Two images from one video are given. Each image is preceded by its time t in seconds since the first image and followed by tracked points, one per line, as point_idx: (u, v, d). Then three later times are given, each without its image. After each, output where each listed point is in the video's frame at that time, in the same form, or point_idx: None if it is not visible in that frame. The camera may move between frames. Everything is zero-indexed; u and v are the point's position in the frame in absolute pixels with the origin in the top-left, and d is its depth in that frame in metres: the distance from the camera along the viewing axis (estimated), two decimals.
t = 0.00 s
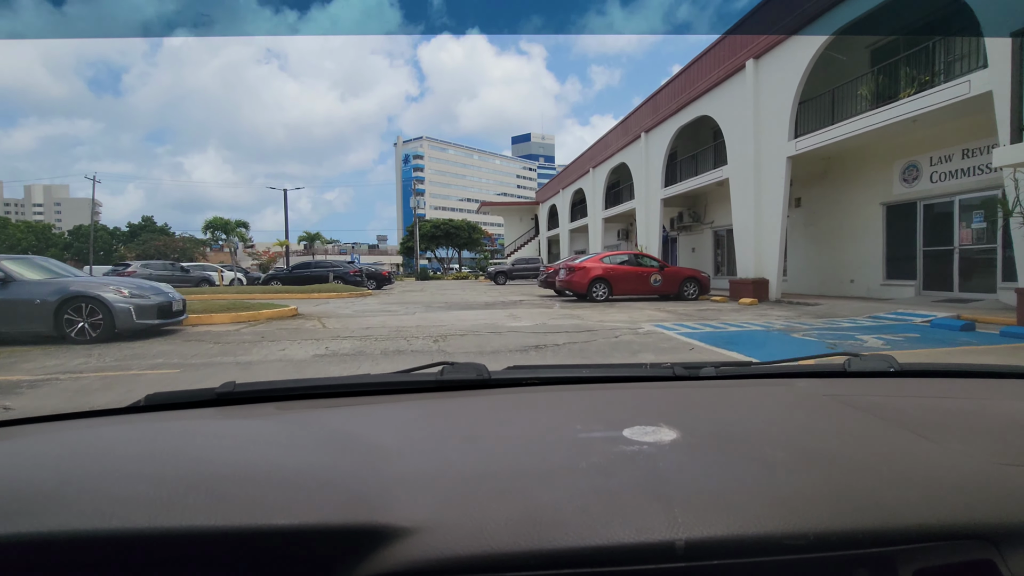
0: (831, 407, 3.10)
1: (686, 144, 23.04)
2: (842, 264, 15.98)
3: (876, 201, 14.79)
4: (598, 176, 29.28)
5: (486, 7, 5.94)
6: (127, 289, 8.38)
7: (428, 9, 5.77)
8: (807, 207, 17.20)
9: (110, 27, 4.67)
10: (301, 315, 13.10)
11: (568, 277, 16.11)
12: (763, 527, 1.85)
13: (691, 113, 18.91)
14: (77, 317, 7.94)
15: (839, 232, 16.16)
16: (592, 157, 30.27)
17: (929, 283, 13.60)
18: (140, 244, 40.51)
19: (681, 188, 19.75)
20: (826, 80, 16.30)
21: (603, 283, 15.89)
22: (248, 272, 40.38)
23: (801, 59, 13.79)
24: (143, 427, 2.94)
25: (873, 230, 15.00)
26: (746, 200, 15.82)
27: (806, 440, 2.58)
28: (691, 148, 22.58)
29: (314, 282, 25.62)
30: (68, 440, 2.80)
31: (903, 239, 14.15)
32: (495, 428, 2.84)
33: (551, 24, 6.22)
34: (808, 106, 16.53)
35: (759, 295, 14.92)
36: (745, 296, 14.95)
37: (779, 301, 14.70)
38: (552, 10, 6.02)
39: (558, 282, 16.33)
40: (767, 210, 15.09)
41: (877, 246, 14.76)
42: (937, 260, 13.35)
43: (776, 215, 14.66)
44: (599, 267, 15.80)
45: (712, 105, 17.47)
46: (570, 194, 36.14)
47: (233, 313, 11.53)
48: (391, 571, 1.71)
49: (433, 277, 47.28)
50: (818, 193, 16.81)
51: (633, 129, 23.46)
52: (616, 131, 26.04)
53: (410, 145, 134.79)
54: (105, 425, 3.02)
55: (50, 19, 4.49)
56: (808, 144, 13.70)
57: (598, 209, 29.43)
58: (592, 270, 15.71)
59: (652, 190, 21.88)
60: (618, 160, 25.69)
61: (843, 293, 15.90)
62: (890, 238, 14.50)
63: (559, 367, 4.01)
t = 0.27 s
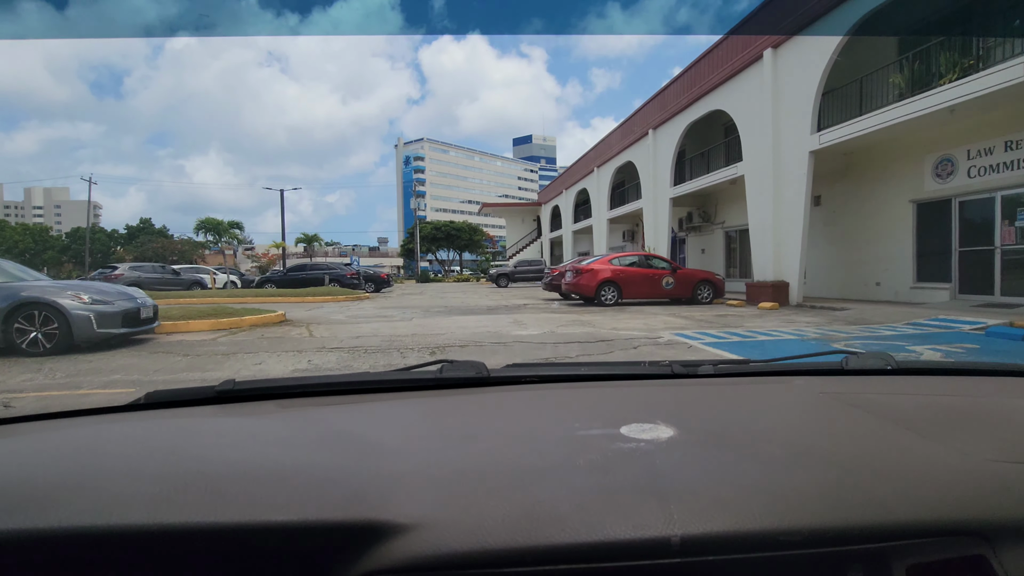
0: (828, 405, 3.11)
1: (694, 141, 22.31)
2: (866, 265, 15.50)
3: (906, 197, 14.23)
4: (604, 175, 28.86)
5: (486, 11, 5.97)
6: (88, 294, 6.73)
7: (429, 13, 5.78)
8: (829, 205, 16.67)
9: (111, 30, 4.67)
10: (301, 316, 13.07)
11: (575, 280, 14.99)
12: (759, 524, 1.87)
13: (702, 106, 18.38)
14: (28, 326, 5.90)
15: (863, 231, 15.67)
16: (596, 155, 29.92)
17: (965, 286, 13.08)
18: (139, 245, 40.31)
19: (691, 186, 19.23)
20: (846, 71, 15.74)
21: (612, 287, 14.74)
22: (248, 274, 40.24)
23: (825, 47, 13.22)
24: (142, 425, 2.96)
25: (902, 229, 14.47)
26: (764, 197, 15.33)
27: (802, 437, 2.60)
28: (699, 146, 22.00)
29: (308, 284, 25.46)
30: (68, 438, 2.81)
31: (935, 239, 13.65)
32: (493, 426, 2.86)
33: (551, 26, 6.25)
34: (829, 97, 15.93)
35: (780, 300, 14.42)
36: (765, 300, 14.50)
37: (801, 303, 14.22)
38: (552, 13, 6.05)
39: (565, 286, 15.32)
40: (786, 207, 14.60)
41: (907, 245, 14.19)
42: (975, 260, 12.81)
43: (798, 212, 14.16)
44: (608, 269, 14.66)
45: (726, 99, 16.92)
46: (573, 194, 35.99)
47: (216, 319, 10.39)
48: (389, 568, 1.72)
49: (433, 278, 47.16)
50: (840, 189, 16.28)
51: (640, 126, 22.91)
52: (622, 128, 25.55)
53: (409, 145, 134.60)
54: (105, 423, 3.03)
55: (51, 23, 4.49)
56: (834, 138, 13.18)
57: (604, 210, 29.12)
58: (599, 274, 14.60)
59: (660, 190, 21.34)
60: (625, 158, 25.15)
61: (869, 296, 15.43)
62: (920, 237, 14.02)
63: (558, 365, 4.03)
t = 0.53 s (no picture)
0: (829, 404, 3.10)
1: (705, 137, 21.91)
2: (896, 268, 14.81)
3: (939, 194, 13.56)
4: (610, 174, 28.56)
5: (487, 16, 5.97)
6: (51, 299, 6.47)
7: (431, 16, 5.78)
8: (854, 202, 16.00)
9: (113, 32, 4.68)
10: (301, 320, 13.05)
11: (582, 283, 14.53)
12: (761, 524, 1.86)
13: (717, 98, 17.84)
14: None
15: (891, 231, 14.97)
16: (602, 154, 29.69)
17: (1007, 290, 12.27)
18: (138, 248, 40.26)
19: (704, 183, 18.76)
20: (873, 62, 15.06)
21: (622, 290, 14.33)
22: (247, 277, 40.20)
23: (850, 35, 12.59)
24: (142, 423, 2.95)
25: (934, 229, 13.76)
26: (785, 194, 14.71)
27: (803, 437, 2.59)
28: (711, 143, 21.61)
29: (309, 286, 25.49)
30: (68, 436, 2.80)
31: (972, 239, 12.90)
32: (495, 426, 2.85)
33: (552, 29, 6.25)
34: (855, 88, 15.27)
35: (802, 303, 13.87)
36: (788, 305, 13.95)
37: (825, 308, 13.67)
38: (553, 16, 6.05)
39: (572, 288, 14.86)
40: (809, 204, 13.99)
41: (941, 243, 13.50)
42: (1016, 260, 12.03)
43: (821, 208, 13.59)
44: (617, 271, 14.23)
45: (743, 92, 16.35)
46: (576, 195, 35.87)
47: (190, 327, 9.75)
48: (389, 566, 1.72)
49: (433, 281, 47.10)
50: (868, 186, 15.60)
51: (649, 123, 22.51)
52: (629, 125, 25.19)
53: (410, 147, 134.62)
54: (105, 421, 3.02)
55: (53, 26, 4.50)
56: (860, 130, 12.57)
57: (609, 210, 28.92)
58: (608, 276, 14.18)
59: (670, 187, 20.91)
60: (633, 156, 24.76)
61: (898, 299, 14.74)
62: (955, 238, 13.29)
63: (559, 364, 4.02)
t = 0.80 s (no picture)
0: (828, 405, 3.11)
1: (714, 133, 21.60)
2: (929, 270, 13.83)
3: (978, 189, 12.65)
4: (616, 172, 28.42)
5: (488, 17, 5.98)
6: None
7: (432, 18, 5.79)
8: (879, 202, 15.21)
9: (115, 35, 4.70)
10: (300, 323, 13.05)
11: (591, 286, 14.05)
12: (760, 524, 1.86)
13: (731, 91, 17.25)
14: None
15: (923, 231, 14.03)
16: (607, 153, 29.50)
17: None
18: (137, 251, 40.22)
19: (717, 179, 18.42)
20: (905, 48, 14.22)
21: (633, 292, 13.89)
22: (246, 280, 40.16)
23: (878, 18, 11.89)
24: (141, 425, 2.95)
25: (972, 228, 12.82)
26: (807, 190, 13.96)
27: (802, 437, 2.60)
28: (721, 139, 21.33)
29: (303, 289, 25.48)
30: (68, 438, 2.80)
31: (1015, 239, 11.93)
32: (494, 427, 2.85)
33: (552, 31, 6.25)
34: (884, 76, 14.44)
35: (828, 307, 13.03)
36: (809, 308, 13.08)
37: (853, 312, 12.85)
38: (553, 18, 6.06)
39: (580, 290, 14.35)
40: (834, 200, 13.24)
41: (978, 243, 12.62)
42: None
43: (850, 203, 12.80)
44: (628, 273, 13.80)
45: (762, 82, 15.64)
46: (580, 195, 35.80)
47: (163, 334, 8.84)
48: (388, 568, 1.72)
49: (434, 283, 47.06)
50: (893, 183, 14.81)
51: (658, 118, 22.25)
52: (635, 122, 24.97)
53: (410, 149, 134.66)
54: (105, 423, 3.02)
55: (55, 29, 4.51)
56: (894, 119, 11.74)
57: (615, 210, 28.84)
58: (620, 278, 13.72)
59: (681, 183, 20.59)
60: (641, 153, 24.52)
61: (931, 305, 13.77)
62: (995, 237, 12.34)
63: (559, 365, 4.02)
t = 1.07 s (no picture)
0: (827, 408, 3.11)
1: (725, 129, 21.36)
2: (965, 271, 12.74)
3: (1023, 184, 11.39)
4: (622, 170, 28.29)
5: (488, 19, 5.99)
6: None
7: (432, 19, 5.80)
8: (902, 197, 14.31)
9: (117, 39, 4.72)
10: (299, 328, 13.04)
11: (602, 288, 13.82)
12: (758, 526, 1.87)
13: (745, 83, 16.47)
14: None
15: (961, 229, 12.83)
16: (613, 151, 29.37)
17: None
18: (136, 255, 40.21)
19: (729, 176, 18.08)
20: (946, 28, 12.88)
21: (646, 294, 13.73)
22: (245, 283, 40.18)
23: None
24: (141, 427, 2.95)
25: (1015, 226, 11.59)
26: (832, 183, 12.95)
27: (801, 440, 2.60)
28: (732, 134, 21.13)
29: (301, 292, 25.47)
30: (67, 440, 2.81)
31: None
32: (494, 429, 2.85)
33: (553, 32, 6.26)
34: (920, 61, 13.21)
35: (858, 311, 12.12)
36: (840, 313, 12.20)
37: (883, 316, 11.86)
38: (552, 20, 6.07)
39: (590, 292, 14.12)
40: (862, 194, 12.17)
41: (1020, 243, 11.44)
42: None
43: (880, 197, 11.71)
44: (641, 274, 13.63)
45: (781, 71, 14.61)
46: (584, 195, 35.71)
47: (131, 343, 8.52)
48: (387, 569, 1.73)
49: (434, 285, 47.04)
50: (920, 177, 13.85)
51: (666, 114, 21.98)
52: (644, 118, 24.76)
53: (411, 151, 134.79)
54: (105, 425, 3.03)
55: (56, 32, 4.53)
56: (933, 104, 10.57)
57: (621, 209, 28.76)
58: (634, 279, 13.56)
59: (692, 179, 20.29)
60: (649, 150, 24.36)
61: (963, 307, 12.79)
62: None
63: (558, 368, 4.03)
